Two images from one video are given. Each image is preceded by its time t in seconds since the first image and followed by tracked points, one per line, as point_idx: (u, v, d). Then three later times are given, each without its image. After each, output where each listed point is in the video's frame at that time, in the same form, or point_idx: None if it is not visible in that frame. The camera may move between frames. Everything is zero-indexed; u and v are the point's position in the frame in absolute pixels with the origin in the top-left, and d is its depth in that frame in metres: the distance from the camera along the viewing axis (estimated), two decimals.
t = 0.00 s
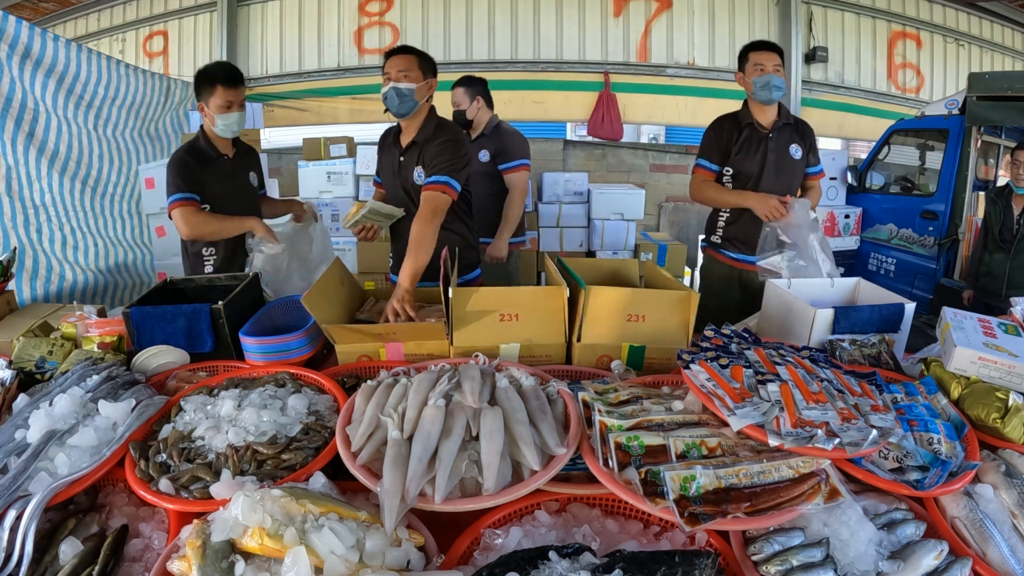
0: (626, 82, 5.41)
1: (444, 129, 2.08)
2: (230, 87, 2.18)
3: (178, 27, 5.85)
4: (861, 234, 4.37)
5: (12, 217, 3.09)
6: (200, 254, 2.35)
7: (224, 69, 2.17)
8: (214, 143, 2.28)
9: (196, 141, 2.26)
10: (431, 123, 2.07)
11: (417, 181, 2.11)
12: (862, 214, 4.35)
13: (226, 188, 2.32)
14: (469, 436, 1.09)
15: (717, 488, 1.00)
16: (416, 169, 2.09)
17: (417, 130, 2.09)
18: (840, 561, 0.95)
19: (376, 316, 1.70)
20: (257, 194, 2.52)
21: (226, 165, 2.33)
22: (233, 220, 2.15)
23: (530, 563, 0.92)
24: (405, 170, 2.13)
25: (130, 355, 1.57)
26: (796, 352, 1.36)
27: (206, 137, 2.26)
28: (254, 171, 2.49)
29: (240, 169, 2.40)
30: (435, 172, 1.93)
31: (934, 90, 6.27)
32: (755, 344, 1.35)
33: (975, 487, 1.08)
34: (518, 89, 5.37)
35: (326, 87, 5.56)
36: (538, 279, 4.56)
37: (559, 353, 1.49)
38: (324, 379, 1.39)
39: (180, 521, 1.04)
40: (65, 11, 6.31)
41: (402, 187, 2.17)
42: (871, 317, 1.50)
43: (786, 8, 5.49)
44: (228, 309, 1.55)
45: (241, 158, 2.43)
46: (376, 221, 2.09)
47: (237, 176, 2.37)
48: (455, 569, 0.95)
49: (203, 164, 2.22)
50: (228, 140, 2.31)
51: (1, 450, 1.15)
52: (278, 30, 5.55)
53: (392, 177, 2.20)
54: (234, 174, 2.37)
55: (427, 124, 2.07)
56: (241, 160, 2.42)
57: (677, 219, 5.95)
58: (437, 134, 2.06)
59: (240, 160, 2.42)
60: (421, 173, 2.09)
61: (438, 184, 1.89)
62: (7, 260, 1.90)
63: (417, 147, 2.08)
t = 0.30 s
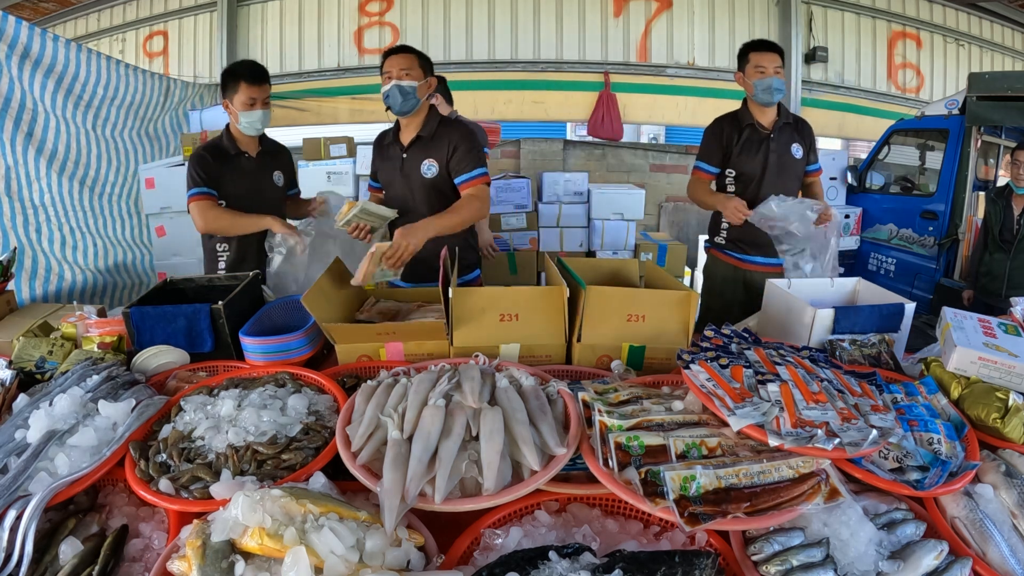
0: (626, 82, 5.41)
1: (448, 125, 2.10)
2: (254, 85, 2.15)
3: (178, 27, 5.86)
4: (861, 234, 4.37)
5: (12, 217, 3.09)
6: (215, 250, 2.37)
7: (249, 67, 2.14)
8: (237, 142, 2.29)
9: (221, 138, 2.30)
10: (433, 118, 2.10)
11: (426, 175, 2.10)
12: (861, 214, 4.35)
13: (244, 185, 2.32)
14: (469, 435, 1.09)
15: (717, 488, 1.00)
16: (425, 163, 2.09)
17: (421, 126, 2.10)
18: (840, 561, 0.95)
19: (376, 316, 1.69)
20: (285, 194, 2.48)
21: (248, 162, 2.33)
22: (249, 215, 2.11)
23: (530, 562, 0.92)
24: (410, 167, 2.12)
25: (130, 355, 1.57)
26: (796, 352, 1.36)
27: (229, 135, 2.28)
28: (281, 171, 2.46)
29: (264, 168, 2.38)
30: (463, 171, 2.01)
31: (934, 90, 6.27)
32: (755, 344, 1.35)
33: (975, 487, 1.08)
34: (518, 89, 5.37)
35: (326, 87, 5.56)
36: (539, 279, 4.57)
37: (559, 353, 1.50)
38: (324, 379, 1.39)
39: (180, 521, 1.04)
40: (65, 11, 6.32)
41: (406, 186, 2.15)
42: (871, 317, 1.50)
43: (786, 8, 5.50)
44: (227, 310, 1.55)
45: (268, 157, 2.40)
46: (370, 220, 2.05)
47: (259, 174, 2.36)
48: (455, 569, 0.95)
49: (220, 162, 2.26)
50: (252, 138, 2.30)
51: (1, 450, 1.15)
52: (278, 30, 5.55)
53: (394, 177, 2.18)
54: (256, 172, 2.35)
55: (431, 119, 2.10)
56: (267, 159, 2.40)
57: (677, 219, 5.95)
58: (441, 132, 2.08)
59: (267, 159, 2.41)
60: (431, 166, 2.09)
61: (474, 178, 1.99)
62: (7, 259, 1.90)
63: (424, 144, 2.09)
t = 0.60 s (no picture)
0: (626, 82, 5.41)
1: (450, 125, 2.12)
2: (278, 84, 2.18)
3: (178, 27, 5.86)
4: (861, 234, 4.37)
5: (12, 217, 3.09)
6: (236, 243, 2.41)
7: (275, 66, 2.19)
8: (261, 139, 2.32)
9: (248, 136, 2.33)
10: (437, 117, 2.11)
11: (427, 173, 2.10)
12: (862, 214, 4.34)
13: (262, 180, 2.33)
14: (469, 436, 1.09)
15: (717, 488, 1.00)
16: (426, 162, 2.09)
17: (424, 124, 2.10)
18: (840, 561, 0.95)
19: (376, 316, 1.69)
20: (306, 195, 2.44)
21: (269, 158, 2.33)
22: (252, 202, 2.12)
23: (530, 562, 0.92)
24: (412, 165, 2.12)
25: (130, 355, 1.57)
26: (796, 352, 1.36)
27: (254, 132, 2.31)
28: (304, 169, 2.42)
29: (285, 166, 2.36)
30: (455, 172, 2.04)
31: (934, 90, 6.27)
32: (755, 344, 1.35)
33: (975, 488, 1.08)
34: (518, 89, 5.37)
35: (326, 87, 5.56)
36: (538, 279, 4.59)
37: (559, 353, 1.50)
38: (324, 379, 1.39)
39: (180, 521, 1.04)
40: (65, 11, 6.31)
41: (408, 184, 2.14)
42: (871, 317, 1.50)
43: (786, 8, 5.50)
44: (228, 309, 1.55)
45: (291, 156, 2.39)
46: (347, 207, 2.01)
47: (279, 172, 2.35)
48: (455, 569, 0.95)
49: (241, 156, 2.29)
50: (274, 135, 2.31)
51: (1, 450, 1.15)
52: (278, 30, 5.55)
53: (394, 175, 2.17)
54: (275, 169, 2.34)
55: (435, 119, 2.11)
56: (290, 157, 2.38)
57: (677, 219, 5.96)
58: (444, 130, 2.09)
59: (290, 157, 2.39)
60: (433, 165, 2.09)
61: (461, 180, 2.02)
62: (7, 259, 1.90)
63: (428, 142, 2.10)
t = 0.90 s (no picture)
0: (626, 82, 5.41)
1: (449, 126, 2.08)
2: (290, 87, 2.15)
3: (178, 27, 5.86)
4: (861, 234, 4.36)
5: (12, 217, 3.08)
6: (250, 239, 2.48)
7: (289, 69, 2.13)
8: (274, 139, 2.32)
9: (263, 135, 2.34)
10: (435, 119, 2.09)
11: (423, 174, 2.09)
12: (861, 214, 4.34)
13: (274, 180, 2.34)
14: (468, 436, 1.09)
15: (717, 488, 1.00)
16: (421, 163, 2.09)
17: (423, 125, 2.10)
18: (840, 561, 0.95)
19: (376, 316, 1.69)
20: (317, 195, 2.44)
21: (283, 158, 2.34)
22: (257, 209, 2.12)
23: (530, 563, 0.92)
24: (410, 166, 2.13)
25: (130, 355, 1.57)
26: (796, 352, 1.36)
27: (268, 130, 2.31)
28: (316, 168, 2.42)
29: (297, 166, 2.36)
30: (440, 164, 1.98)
31: (933, 90, 6.27)
32: (755, 344, 1.35)
33: (975, 487, 1.08)
34: (518, 89, 5.37)
35: (326, 87, 5.56)
36: (538, 279, 4.60)
37: (559, 353, 1.50)
38: (324, 379, 1.39)
39: (180, 521, 1.04)
40: (65, 11, 6.32)
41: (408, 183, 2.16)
42: (871, 317, 1.50)
43: (786, 8, 5.50)
44: (227, 309, 1.55)
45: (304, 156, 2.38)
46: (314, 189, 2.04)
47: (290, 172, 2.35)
48: (455, 569, 0.95)
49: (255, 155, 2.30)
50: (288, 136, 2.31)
51: (1, 450, 1.15)
52: (278, 30, 5.55)
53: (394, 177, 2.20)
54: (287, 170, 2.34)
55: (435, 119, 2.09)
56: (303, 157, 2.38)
57: (677, 219, 5.97)
58: (443, 129, 2.07)
59: (304, 156, 2.39)
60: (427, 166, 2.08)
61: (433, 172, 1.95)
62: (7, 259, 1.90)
63: (425, 143, 2.08)
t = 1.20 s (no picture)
0: (626, 82, 5.41)
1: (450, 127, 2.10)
2: (297, 93, 2.14)
3: (179, 27, 5.86)
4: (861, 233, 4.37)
5: (12, 217, 3.09)
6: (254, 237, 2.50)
7: (297, 74, 2.11)
8: (283, 139, 2.32)
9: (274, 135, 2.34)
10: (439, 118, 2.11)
11: (425, 173, 2.10)
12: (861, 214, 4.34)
13: (279, 180, 2.33)
14: (469, 435, 1.09)
15: (717, 488, 1.00)
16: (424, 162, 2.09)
17: (425, 125, 2.10)
18: (840, 561, 0.95)
19: (376, 316, 1.69)
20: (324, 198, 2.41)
21: (291, 158, 2.33)
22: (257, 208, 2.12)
23: (530, 563, 0.92)
24: (412, 165, 2.13)
25: (130, 355, 1.57)
26: (796, 352, 1.36)
27: (277, 131, 2.31)
28: (323, 170, 2.39)
29: (303, 168, 2.34)
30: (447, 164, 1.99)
31: (934, 90, 6.27)
32: (755, 344, 1.35)
33: (975, 487, 1.08)
34: (518, 89, 5.36)
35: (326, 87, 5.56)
36: (538, 279, 4.60)
37: (559, 353, 1.50)
38: (324, 379, 1.39)
39: (180, 521, 1.04)
40: (65, 11, 6.31)
41: (408, 183, 2.16)
42: (871, 317, 1.50)
43: (786, 8, 5.51)
44: (228, 309, 1.55)
45: (310, 158, 2.35)
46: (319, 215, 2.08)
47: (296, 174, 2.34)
48: (455, 569, 0.95)
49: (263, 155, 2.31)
50: (295, 139, 2.29)
51: (1, 450, 1.15)
52: (278, 30, 5.55)
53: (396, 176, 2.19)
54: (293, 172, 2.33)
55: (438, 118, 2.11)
56: (310, 159, 2.35)
57: (677, 219, 5.98)
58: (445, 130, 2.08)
59: (312, 158, 2.37)
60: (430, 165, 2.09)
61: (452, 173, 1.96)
62: (7, 259, 1.90)
63: (428, 141, 2.09)
